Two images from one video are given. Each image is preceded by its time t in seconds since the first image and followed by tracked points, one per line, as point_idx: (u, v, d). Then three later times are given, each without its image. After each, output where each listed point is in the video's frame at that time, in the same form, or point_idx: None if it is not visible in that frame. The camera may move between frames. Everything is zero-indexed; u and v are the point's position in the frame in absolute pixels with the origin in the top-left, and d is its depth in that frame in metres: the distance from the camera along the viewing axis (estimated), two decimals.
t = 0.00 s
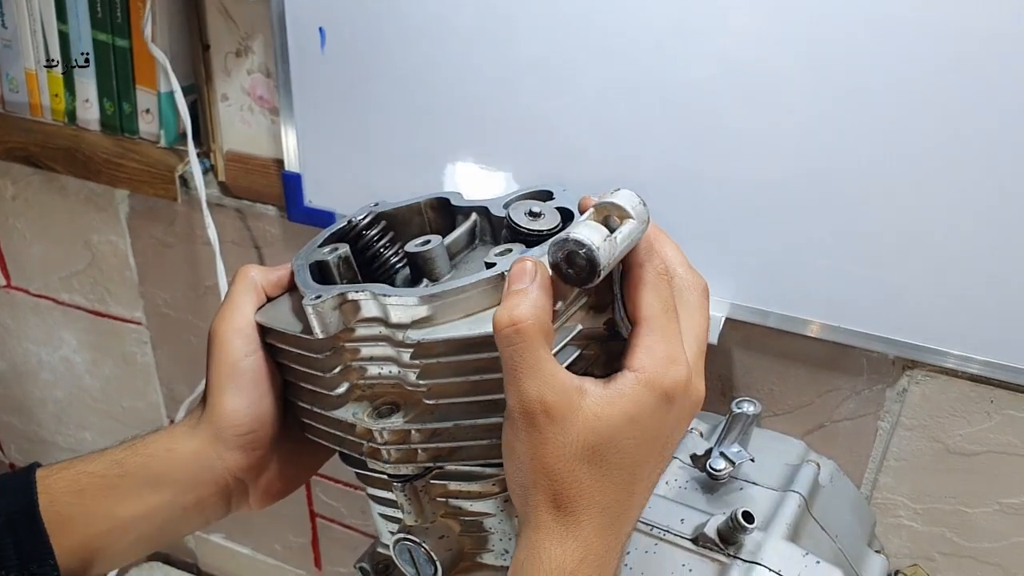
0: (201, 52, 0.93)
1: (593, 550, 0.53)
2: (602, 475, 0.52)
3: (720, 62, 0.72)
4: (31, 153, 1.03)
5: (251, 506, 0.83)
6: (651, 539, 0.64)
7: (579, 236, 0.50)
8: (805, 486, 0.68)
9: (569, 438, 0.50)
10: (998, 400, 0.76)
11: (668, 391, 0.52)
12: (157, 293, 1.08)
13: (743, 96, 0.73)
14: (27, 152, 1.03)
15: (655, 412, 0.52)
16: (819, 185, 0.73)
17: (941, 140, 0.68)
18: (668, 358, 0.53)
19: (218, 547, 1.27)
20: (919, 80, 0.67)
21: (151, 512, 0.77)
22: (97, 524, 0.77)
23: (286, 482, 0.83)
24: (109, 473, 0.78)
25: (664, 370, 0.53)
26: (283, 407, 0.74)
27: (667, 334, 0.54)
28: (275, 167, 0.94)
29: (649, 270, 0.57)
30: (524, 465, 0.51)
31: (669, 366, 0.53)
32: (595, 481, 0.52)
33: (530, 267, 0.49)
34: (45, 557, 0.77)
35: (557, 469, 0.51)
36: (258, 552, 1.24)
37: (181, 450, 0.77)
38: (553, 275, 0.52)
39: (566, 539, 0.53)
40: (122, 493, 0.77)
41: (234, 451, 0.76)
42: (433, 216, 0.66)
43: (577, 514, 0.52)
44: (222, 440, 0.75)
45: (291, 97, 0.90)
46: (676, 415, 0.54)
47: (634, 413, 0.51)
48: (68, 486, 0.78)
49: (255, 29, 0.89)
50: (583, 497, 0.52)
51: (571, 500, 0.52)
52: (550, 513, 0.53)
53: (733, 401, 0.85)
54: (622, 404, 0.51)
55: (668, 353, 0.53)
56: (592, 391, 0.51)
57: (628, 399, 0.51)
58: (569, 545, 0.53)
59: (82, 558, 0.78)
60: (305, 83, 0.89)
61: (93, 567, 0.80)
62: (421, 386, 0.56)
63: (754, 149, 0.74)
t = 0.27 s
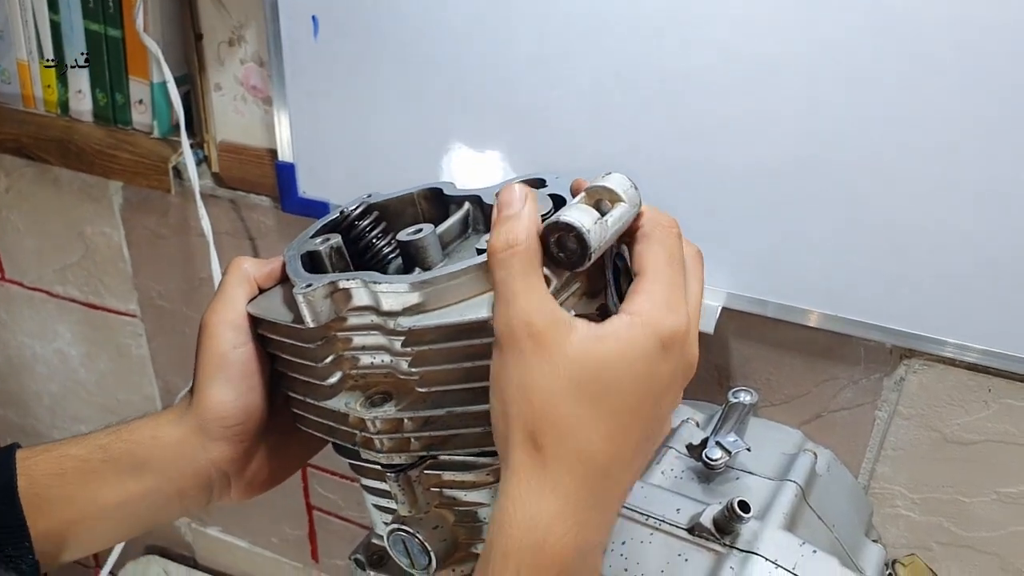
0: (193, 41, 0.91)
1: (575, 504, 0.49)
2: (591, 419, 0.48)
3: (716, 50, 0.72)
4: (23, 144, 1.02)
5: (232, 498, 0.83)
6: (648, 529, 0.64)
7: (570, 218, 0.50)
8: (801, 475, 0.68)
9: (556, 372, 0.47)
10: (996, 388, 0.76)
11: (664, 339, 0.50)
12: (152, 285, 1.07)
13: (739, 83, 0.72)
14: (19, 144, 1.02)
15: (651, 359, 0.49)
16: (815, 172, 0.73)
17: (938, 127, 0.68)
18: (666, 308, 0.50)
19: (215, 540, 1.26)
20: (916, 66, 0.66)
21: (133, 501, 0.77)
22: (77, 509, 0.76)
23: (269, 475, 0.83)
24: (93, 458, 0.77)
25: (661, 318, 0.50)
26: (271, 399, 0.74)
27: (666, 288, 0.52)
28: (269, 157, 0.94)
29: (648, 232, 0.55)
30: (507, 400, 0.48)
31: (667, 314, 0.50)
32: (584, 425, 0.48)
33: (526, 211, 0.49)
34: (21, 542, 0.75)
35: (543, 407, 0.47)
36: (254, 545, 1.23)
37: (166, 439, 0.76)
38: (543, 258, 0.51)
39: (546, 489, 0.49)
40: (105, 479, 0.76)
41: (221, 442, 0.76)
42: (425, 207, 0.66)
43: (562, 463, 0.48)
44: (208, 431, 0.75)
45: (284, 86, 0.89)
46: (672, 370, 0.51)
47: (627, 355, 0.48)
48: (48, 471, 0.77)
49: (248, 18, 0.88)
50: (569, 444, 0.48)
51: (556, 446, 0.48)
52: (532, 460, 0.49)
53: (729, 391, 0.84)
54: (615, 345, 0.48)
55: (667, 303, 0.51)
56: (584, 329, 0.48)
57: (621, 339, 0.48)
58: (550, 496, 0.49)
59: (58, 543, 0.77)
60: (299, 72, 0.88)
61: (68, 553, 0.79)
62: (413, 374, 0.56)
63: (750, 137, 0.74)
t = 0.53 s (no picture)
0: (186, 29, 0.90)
1: (541, 474, 0.48)
2: (562, 387, 0.48)
3: (713, 35, 0.71)
4: (14, 133, 1.01)
5: (225, 488, 0.82)
6: (644, 518, 0.63)
7: (567, 206, 0.49)
8: (799, 463, 0.68)
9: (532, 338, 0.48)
10: (994, 376, 0.76)
11: (646, 317, 0.49)
12: (145, 276, 1.07)
13: (736, 69, 0.71)
14: (10, 134, 1.01)
15: (630, 335, 0.49)
16: (813, 159, 0.72)
17: (936, 113, 0.67)
18: (652, 288, 0.50)
19: (210, 533, 1.26)
20: (914, 52, 0.66)
21: (123, 487, 0.76)
22: (68, 495, 0.75)
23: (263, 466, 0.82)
24: (85, 445, 0.77)
25: (645, 297, 0.49)
26: (264, 389, 0.73)
27: (655, 271, 0.51)
28: (262, 146, 0.93)
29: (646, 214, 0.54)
30: (481, 363, 0.48)
31: (652, 293, 0.50)
32: (555, 394, 0.48)
33: (523, 212, 0.50)
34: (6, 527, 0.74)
35: (514, 370, 0.47)
36: (249, 537, 1.23)
37: (158, 425, 0.76)
38: (539, 247, 0.50)
39: (511, 455, 0.48)
40: (98, 465, 0.76)
41: (213, 431, 0.76)
42: (420, 192, 0.65)
43: (530, 430, 0.48)
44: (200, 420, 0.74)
45: (277, 73, 0.88)
46: (653, 350, 0.50)
47: (604, 327, 0.48)
48: (39, 452, 0.77)
49: (241, 4, 0.87)
50: (539, 411, 0.48)
51: (527, 413, 0.48)
52: (500, 425, 0.48)
53: (726, 380, 0.84)
54: (593, 317, 0.48)
55: (653, 284, 0.50)
56: (561, 301, 0.49)
57: (599, 312, 0.48)
58: (515, 462, 0.48)
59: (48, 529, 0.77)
60: (292, 59, 0.87)
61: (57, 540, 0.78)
62: (408, 362, 0.55)
63: (747, 123, 0.73)
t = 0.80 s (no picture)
0: (181, 25, 0.90)
1: (529, 462, 0.49)
2: (551, 376, 0.48)
3: (706, 31, 0.71)
4: (11, 130, 1.01)
5: (226, 484, 0.82)
6: (636, 511, 0.63)
7: (556, 199, 0.49)
8: (791, 456, 0.68)
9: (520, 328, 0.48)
10: (986, 370, 0.76)
11: (635, 307, 0.49)
12: (142, 273, 1.07)
13: (728, 64, 0.72)
14: (7, 131, 1.01)
15: (618, 325, 0.49)
16: (805, 154, 0.73)
17: (928, 108, 0.67)
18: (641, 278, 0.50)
19: (208, 530, 1.26)
20: (905, 46, 0.66)
21: (124, 486, 0.76)
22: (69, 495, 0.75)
23: (263, 462, 0.82)
24: (85, 444, 0.76)
25: (635, 287, 0.50)
26: (261, 385, 0.73)
27: (644, 262, 0.51)
28: (257, 142, 0.93)
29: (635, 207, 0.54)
30: (470, 352, 0.48)
31: (641, 283, 0.50)
32: (544, 383, 0.48)
33: (514, 204, 0.50)
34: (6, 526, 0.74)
35: (502, 359, 0.48)
36: (246, 534, 1.23)
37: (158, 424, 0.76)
38: (529, 240, 0.50)
39: (499, 443, 0.49)
40: (98, 464, 0.75)
41: (212, 427, 0.76)
42: (413, 187, 0.65)
43: (519, 418, 0.48)
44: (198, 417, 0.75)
45: (272, 70, 0.88)
46: (641, 340, 0.50)
47: (592, 316, 0.48)
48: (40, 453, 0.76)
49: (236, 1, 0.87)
50: (528, 400, 0.48)
51: (516, 401, 0.48)
52: (489, 414, 0.49)
53: (719, 375, 0.84)
54: (581, 307, 0.48)
55: (642, 274, 0.50)
56: (549, 290, 0.49)
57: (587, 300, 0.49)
58: (504, 450, 0.49)
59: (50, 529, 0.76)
60: (288, 55, 0.87)
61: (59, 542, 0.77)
62: (400, 356, 0.55)
63: (739, 118, 0.73)
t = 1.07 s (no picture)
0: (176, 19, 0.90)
1: (515, 455, 0.49)
2: (536, 370, 0.49)
3: (701, 26, 0.71)
4: (7, 125, 1.01)
5: (232, 489, 0.82)
6: (629, 504, 0.64)
7: (539, 194, 0.49)
8: (783, 450, 0.68)
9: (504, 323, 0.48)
10: (979, 364, 0.76)
11: (620, 301, 0.49)
12: (137, 269, 1.07)
13: (722, 58, 0.72)
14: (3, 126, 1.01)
15: (603, 318, 0.49)
16: (800, 148, 0.73)
17: (922, 102, 0.68)
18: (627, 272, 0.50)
19: (203, 526, 1.26)
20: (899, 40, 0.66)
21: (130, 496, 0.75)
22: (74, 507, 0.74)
23: (268, 465, 0.82)
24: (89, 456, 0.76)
25: (620, 281, 0.49)
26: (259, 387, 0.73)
27: (630, 255, 0.51)
28: (252, 137, 0.94)
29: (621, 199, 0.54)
30: (455, 347, 0.49)
31: (626, 277, 0.50)
32: (528, 377, 0.49)
33: (500, 199, 0.51)
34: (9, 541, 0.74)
35: (487, 353, 0.48)
36: (241, 529, 1.23)
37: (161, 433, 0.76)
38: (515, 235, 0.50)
39: (484, 438, 0.49)
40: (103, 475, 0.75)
41: (214, 432, 0.75)
42: (405, 186, 0.65)
43: (504, 412, 0.49)
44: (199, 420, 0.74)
45: (267, 64, 0.89)
46: (628, 334, 0.50)
47: (576, 311, 0.48)
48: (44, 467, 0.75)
49: None
50: (512, 394, 0.49)
51: (501, 396, 0.49)
52: (474, 409, 0.49)
53: (713, 369, 0.84)
54: (566, 301, 0.48)
55: (627, 268, 0.50)
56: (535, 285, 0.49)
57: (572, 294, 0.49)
58: (489, 444, 0.49)
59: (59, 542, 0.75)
60: (283, 50, 0.88)
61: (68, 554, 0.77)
62: (392, 354, 0.56)
63: (734, 113, 0.74)
